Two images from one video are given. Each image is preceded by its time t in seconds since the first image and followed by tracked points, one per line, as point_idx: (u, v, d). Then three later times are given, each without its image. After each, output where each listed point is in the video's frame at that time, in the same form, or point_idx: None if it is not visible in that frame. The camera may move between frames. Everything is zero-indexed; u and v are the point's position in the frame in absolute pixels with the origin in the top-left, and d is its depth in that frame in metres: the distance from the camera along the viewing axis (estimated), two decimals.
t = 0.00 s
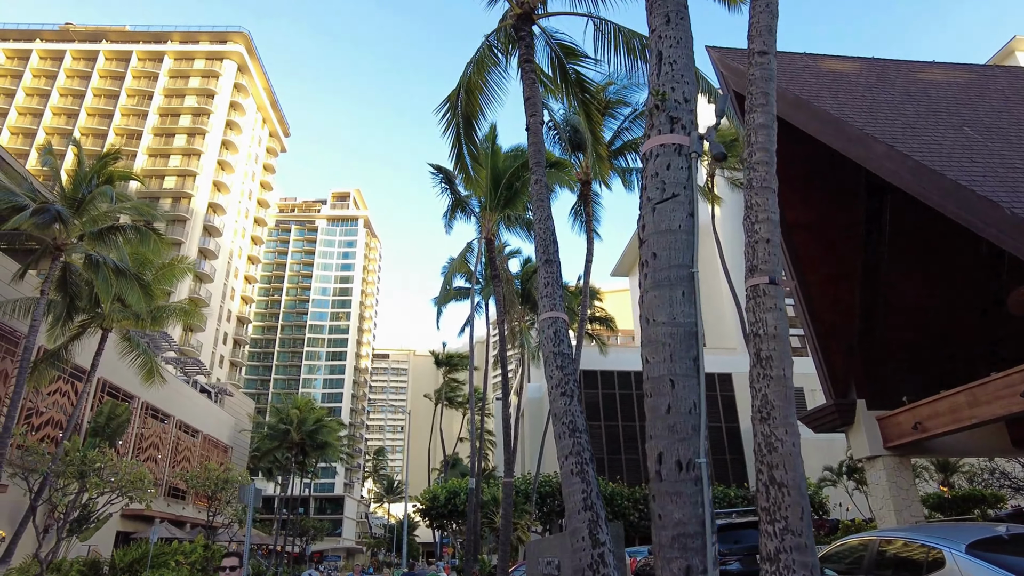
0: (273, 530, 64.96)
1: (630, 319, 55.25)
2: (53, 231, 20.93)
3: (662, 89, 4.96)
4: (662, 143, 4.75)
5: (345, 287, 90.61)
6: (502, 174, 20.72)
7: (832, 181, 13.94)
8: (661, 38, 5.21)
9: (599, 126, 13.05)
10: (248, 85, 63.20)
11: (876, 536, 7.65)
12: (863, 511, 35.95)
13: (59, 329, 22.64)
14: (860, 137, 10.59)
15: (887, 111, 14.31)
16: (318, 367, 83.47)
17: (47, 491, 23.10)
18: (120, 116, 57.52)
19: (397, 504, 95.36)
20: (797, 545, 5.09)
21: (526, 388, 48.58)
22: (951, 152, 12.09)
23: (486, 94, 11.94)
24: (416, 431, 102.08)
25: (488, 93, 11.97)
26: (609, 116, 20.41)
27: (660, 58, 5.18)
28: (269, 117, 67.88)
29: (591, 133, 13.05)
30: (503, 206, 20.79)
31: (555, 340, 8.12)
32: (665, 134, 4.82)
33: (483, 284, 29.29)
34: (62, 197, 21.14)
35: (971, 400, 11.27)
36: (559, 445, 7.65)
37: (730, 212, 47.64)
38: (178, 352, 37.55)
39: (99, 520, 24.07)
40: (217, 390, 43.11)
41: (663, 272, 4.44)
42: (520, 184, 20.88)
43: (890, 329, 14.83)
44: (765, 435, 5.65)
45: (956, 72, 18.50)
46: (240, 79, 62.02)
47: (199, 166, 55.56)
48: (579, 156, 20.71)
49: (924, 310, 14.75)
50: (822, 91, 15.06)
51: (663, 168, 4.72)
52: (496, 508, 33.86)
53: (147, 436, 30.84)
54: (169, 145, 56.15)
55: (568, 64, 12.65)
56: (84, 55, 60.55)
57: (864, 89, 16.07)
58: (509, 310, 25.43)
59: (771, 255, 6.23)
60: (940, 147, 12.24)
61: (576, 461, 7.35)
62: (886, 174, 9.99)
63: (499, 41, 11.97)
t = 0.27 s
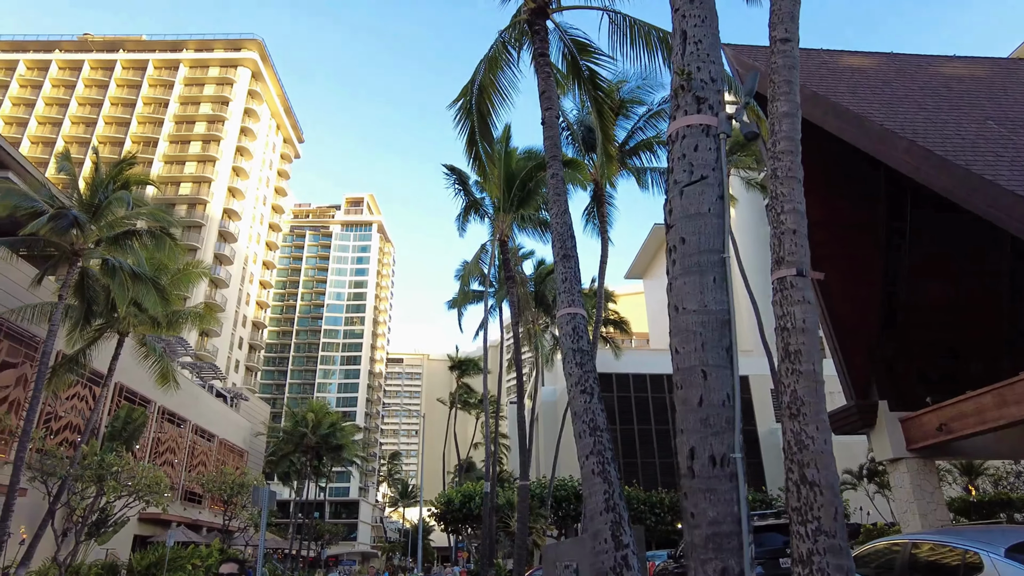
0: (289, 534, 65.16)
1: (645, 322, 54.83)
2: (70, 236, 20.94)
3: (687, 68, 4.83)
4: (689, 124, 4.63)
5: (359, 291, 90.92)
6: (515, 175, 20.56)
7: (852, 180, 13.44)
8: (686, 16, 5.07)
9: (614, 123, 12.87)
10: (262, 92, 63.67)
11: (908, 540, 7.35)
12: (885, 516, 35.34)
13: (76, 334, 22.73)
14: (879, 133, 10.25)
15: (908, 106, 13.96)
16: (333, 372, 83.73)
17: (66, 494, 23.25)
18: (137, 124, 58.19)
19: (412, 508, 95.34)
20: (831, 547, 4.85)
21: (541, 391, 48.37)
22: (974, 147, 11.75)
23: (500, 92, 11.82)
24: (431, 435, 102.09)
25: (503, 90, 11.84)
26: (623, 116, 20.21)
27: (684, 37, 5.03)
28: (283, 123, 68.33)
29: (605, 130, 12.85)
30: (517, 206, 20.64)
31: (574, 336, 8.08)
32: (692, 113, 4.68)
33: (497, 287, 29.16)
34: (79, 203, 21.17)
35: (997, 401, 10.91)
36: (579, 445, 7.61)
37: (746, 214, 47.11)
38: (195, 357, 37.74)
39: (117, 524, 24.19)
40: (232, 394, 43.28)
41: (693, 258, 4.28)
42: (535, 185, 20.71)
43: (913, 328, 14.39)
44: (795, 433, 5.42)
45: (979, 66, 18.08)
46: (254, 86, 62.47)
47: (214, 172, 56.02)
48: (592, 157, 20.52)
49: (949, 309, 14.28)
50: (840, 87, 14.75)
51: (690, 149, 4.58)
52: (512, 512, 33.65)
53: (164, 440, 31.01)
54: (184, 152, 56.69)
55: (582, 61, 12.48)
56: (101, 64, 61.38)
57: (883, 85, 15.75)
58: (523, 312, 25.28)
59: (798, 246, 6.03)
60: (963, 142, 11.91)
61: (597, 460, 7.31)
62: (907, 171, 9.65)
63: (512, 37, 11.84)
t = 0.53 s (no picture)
0: (299, 539, 65.09)
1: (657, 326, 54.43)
2: (83, 242, 20.94)
3: (715, 51, 4.81)
4: (717, 110, 4.60)
5: (369, 297, 91.02)
6: (526, 178, 20.42)
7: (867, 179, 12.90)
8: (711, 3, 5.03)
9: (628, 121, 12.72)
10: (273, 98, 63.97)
11: (937, 546, 6.90)
12: (903, 521, 34.72)
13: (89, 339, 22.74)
14: (897, 132, 9.90)
15: (926, 104, 13.65)
16: (344, 377, 83.78)
17: (78, 499, 23.24)
18: (149, 131, 58.64)
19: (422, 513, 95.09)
20: (865, 554, 4.59)
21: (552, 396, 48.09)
22: (995, 145, 11.46)
23: (513, 90, 11.71)
24: (441, 440, 101.88)
25: (516, 88, 11.72)
26: (635, 117, 20.02)
27: (709, 21, 5.00)
28: (294, 129, 68.60)
29: (617, 129, 12.66)
30: (528, 209, 20.48)
31: (591, 336, 8.07)
32: (720, 99, 4.66)
33: (508, 290, 28.98)
34: (91, 208, 21.16)
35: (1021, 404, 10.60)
36: (599, 447, 7.53)
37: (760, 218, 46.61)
38: (206, 363, 37.74)
39: (129, 529, 24.17)
40: (244, 400, 43.30)
41: (725, 249, 4.25)
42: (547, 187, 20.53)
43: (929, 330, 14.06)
44: (824, 434, 5.21)
45: (997, 63, 17.73)
46: (265, 93, 62.79)
47: (225, 178, 56.29)
48: (603, 159, 20.33)
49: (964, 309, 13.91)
50: (854, 85, 14.44)
51: (720, 135, 4.56)
52: (523, 517, 33.34)
53: (175, 445, 31.01)
54: (195, 158, 57.05)
55: (593, 59, 12.32)
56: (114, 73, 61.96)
57: (900, 83, 15.42)
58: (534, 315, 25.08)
59: (824, 240, 5.85)
60: (983, 140, 11.61)
61: (617, 464, 7.24)
62: (926, 170, 9.38)
63: (525, 34, 11.72)
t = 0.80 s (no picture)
0: (307, 547, 64.98)
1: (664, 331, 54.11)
2: (90, 249, 20.91)
3: (731, 37, 4.78)
4: (735, 96, 4.55)
5: (375, 303, 91.02)
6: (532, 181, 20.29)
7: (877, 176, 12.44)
8: None
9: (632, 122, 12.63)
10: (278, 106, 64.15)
11: (959, 549, 6.60)
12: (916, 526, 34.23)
13: (97, 346, 22.65)
14: (909, 129, 9.61)
15: (936, 102, 13.43)
16: (351, 384, 83.74)
17: (86, 507, 23.17)
18: (156, 140, 58.93)
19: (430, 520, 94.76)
20: (892, 559, 4.35)
21: (560, 401, 47.86)
22: (1008, 142, 11.24)
23: (518, 90, 11.60)
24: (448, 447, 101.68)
25: (521, 87, 11.62)
26: (640, 119, 19.86)
27: (725, 8, 4.96)
28: (299, 137, 68.80)
29: (621, 130, 12.54)
30: (534, 213, 20.36)
31: (602, 335, 7.97)
32: (738, 84, 4.60)
33: (514, 295, 28.84)
34: (98, 216, 21.12)
35: None
36: (612, 450, 7.40)
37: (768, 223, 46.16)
38: (213, 370, 37.74)
39: (137, 537, 24.06)
40: (251, 407, 43.27)
41: (746, 238, 4.18)
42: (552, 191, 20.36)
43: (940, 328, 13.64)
44: (846, 433, 5.07)
45: (1008, 60, 17.49)
46: (270, 101, 63.02)
47: (232, 186, 56.46)
48: (609, 162, 20.20)
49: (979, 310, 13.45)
50: (862, 84, 14.23)
51: (739, 121, 4.50)
52: (531, 523, 33.09)
53: (183, 452, 30.97)
54: (202, 167, 57.28)
55: (599, 58, 12.20)
56: (122, 82, 62.40)
57: (909, 81, 15.17)
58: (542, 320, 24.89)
59: (842, 235, 5.70)
60: (996, 137, 11.39)
61: (631, 467, 7.08)
62: (937, 169, 9.11)
63: (530, 32, 11.62)
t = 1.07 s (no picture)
0: (312, 554, 64.78)
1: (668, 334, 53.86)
2: (92, 257, 20.85)
3: (735, 26, 4.69)
4: (740, 86, 4.46)
5: (379, 309, 90.97)
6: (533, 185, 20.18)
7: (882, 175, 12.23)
8: None
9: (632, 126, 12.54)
10: (281, 114, 64.28)
11: (972, 553, 6.43)
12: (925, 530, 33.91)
13: (99, 354, 22.58)
14: (912, 128, 9.45)
15: (939, 101, 13.30)
16: (355, 390, 83.65)
17: (89, 516, 23.06)
18: (159, 148, 59.11)
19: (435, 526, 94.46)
20: (906, 564, 4.21)
21: (564, 406, 47.64)
22: (1014, 141, 11.09)
23: (517, 91, 11.53)
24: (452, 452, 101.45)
25: (520, 89, 11.55)
26: (642, 122, 19.76)
27: None
28: (302, 144, 68.92)
29: (622, 133, 12.44)
30: (536, 216, 20.25)
31: (606, 337, 7.89)
32: (743, 74, 4.52)
33: (516, 300, 28.72)
34: (101, 224, 21.10)
35: None
36: (617, 453, 7.28)
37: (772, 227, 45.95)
38: (216, 377, 37.65)
39: (140, 545, 23.92)
40: (254, 414, 43.15)
41: (753, 231, 4.08)
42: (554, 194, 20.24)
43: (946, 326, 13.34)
44: (856, 434, 4.94)
45: (1013, 59, 17.35)
46: (273, 108, 63.16)
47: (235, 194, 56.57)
48: (610, 165, 20.11)
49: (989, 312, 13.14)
50: (865, 84, 14.10)
51: (744, 111, 4.41)
52: (536, 529, 32.87)
53: (187, 460, 30.87)
54: (204, 174, 57.42)
55: (600, 58, 12.12)
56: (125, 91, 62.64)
57: (912, 80, 15.02)
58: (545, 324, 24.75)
59: (849, 231, 5.59)
60: (1001, 136, 11.23)
61: (637, 471, 6.96)
62: (942, 169, 8.97)
63: (531, 33, 11.57)
